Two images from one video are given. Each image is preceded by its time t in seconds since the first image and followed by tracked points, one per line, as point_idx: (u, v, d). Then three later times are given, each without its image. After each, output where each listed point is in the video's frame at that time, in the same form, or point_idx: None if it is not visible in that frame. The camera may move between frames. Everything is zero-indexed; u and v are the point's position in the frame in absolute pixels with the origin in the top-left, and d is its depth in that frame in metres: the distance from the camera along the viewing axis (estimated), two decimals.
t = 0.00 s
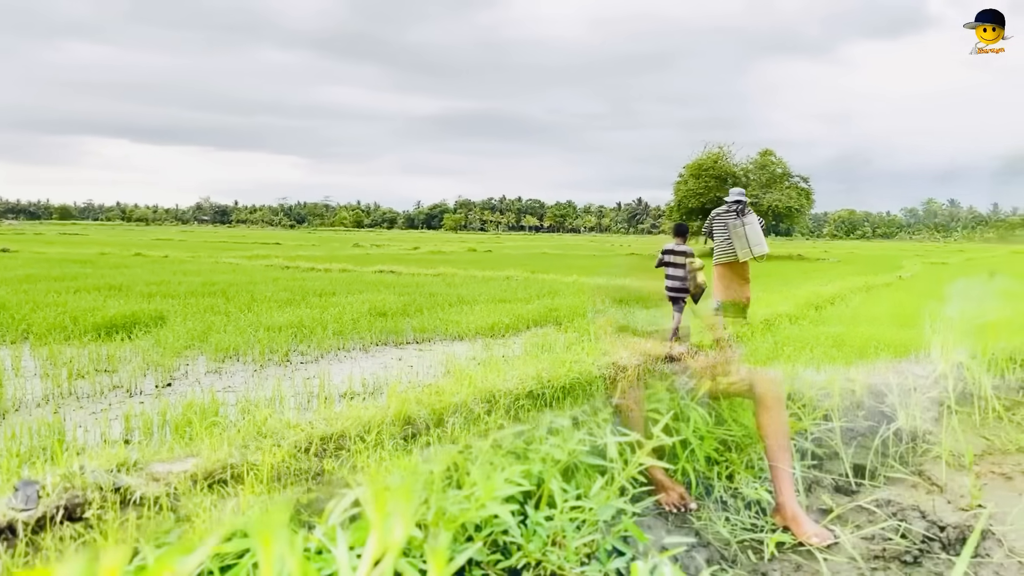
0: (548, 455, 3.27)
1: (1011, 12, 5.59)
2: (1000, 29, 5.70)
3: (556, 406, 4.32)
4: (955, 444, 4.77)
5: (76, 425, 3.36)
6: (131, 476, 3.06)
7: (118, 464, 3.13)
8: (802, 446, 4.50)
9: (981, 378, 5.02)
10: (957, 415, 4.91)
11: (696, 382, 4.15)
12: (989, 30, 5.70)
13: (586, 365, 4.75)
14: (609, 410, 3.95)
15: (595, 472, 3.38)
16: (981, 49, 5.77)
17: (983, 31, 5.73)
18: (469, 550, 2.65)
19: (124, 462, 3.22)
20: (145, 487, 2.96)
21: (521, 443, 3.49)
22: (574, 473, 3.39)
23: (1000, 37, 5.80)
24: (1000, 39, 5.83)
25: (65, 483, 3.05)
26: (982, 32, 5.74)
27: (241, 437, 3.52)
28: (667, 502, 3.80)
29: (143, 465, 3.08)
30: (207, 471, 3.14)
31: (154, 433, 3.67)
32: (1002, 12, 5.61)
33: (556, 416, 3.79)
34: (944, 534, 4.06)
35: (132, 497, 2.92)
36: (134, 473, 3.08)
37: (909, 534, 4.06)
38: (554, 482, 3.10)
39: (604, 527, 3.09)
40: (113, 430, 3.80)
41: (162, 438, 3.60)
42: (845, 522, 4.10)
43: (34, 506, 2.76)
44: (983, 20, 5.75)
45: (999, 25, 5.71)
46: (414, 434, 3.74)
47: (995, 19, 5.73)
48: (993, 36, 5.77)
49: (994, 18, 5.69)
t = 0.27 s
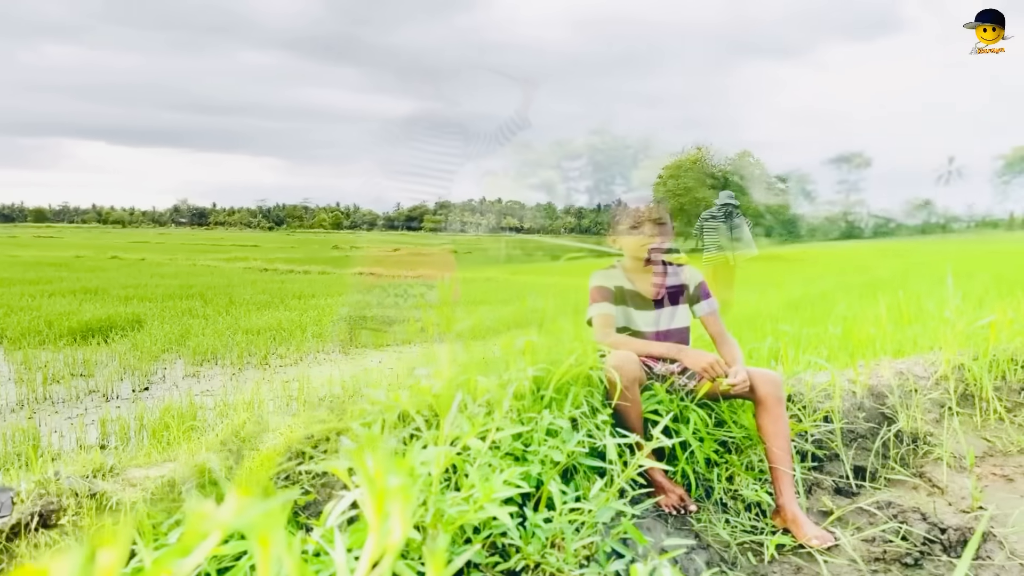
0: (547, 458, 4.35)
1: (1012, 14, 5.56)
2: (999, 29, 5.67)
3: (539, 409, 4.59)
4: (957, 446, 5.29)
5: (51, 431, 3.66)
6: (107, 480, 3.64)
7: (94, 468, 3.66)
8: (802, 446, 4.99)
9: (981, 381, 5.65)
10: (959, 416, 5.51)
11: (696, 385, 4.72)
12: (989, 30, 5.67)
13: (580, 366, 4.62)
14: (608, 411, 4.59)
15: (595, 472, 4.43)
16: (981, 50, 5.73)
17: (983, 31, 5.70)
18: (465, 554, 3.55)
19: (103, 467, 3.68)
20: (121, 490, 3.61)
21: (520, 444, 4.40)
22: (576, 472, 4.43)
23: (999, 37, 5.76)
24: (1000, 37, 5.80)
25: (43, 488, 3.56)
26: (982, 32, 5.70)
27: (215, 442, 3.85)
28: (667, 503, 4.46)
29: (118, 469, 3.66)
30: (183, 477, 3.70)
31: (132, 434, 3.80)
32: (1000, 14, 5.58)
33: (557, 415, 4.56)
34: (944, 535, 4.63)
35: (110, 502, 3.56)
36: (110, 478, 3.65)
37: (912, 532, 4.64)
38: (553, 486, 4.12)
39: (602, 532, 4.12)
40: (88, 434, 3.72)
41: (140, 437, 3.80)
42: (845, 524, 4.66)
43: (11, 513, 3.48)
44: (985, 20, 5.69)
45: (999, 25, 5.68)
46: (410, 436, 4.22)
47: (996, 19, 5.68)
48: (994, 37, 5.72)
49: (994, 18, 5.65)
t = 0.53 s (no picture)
0: (546, 461, 4.08)
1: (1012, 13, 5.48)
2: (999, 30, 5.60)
3: (538, 411, 4.39)
4: (959, 450, 5.09)
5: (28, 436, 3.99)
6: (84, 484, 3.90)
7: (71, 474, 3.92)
8: (802, 450, 4.84)
9: (982, 383, 5.49)
10: (961, 419, 5.33)
11: (696, 387, 4.63)
12: (989, 30, 5.61)
13: (580, 367, 4.46)
14: (607, 414, 4.41)
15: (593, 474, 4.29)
16: (981, 50, 5.68)
17: (983, 32, 5.63)
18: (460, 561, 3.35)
19: (77, 474, 3.93)
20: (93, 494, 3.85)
21: (518, 446, 4.16)
22: (574, 475, 4.26)
23: (999, 38, 5.69)
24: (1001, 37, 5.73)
25: (20, 494, 3.91)
26: (982, 32, 5.64)
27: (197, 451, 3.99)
28: (666, 508, 4.29)
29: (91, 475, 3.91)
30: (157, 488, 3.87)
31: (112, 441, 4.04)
32: (999, 14, 5.51)
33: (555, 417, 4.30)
34: (944, 539, 4.36)
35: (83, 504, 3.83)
36: (86, 483, 3.91)
37: (913, 537, 4.39)
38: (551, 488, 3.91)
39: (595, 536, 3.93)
40: (63, 440, 4.00)
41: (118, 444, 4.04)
42: (846, 528, 4.45)
43: None
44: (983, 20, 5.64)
45: (999, 25, 5.60)
46: (406, 438, 4.08)
47: (996, 19, 5.60)
48: (993, 37, 5.66)
49: (994, 19, 5.58)
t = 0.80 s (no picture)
0: (543, 464, 3.94)
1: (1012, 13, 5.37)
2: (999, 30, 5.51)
3: (536, 414, 4.24)
4: (961, 453, 4.83)
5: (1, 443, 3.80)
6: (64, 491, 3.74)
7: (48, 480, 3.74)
8: (802, 453, 4.61)
9: (985, 385, 5.22)
10: (963, 422, 5.05)
11: (696, 390, 4.57)
12: (989, 30, 5.52)
13: (579, 370, 4.33)
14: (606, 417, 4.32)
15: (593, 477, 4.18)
16: (981, 50, 5.60)
17: (983, 32, 5.55)
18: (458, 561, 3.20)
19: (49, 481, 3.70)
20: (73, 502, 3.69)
21: (515, 450, 4.05)
22: (574, 479, 4.17)
23: (999, 38, 5.59)
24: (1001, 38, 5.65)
25: None
26: (982, 32, 5.55)
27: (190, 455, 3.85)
28: (665, 511, 4.18)
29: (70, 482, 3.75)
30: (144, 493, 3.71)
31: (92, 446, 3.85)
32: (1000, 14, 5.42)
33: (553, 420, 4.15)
34: (947, 543, 4.13)
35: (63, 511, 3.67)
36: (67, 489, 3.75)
37: (914, 540, 4.16)
38: (549, 492, 3.77)
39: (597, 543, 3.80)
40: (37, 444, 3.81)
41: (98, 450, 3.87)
42: (847, 532, 4.23)
43: None
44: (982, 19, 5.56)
45: (1000, 24, 5.51)
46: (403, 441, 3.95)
47: (996, 19, 5.51)
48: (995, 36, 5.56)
49: (994, 18, 5.49)
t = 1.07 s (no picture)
0: (541, 467, 3.87)
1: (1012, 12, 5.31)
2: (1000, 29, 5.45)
3: (535, 416, 4.17)
4: (963, 455, 4.75)
5: None
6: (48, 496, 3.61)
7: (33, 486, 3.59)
8: (803, 455, 4.54)
9: (986, 387, 5.14)
10: (964, 424, 4.96)
11: (696, 392, 4.51)
12: (990, 29, 5.46)
13: (577, 372, 4.28)
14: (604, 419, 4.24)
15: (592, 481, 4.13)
16: (982, 50, 5.56)
17: (983, 31, 5.49)
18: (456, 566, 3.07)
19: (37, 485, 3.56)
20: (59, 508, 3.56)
21: (513, 452, 3.97)
22: (572, 481, 4.12)
23: (999, 37, 5.53)
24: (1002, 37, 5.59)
25: None
26: (981, 32, 5.50)
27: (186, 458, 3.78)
28: (665, 514, 4.10)
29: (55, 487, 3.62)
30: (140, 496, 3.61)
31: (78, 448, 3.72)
32: (1000, 14, 5.36)
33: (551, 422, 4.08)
34: (950, 546, 4.04)
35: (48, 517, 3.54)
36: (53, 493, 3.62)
37: (917, 544, 4.08)
38: (547, 495, 3.69)
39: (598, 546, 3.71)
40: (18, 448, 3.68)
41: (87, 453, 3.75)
42: (847, 535, 4.15)
43: None
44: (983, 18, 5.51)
45: (1000, 24, 5.44)
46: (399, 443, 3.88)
47: (996, 19, 5.45)
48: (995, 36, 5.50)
49: (994, 18, 5.42)
